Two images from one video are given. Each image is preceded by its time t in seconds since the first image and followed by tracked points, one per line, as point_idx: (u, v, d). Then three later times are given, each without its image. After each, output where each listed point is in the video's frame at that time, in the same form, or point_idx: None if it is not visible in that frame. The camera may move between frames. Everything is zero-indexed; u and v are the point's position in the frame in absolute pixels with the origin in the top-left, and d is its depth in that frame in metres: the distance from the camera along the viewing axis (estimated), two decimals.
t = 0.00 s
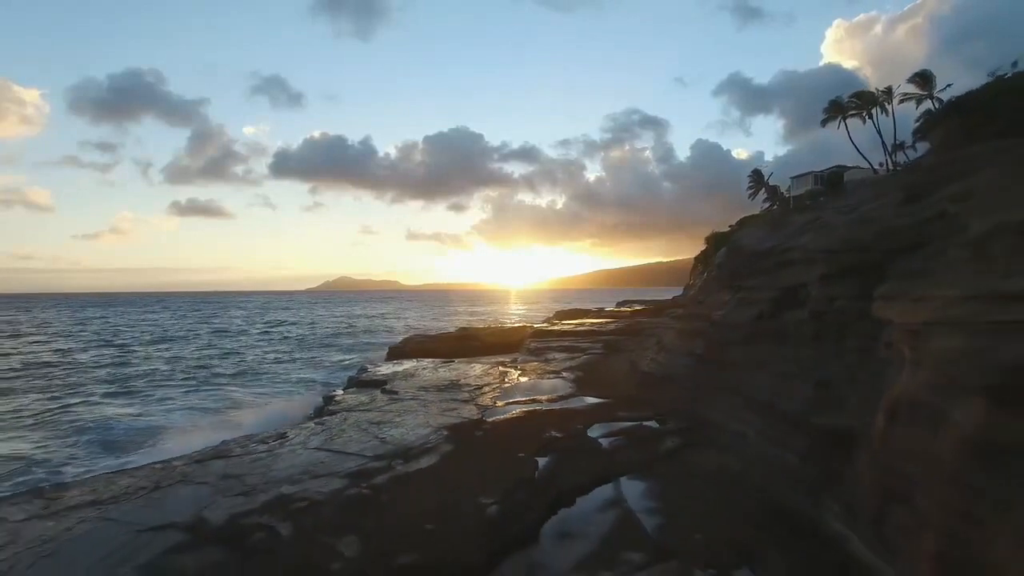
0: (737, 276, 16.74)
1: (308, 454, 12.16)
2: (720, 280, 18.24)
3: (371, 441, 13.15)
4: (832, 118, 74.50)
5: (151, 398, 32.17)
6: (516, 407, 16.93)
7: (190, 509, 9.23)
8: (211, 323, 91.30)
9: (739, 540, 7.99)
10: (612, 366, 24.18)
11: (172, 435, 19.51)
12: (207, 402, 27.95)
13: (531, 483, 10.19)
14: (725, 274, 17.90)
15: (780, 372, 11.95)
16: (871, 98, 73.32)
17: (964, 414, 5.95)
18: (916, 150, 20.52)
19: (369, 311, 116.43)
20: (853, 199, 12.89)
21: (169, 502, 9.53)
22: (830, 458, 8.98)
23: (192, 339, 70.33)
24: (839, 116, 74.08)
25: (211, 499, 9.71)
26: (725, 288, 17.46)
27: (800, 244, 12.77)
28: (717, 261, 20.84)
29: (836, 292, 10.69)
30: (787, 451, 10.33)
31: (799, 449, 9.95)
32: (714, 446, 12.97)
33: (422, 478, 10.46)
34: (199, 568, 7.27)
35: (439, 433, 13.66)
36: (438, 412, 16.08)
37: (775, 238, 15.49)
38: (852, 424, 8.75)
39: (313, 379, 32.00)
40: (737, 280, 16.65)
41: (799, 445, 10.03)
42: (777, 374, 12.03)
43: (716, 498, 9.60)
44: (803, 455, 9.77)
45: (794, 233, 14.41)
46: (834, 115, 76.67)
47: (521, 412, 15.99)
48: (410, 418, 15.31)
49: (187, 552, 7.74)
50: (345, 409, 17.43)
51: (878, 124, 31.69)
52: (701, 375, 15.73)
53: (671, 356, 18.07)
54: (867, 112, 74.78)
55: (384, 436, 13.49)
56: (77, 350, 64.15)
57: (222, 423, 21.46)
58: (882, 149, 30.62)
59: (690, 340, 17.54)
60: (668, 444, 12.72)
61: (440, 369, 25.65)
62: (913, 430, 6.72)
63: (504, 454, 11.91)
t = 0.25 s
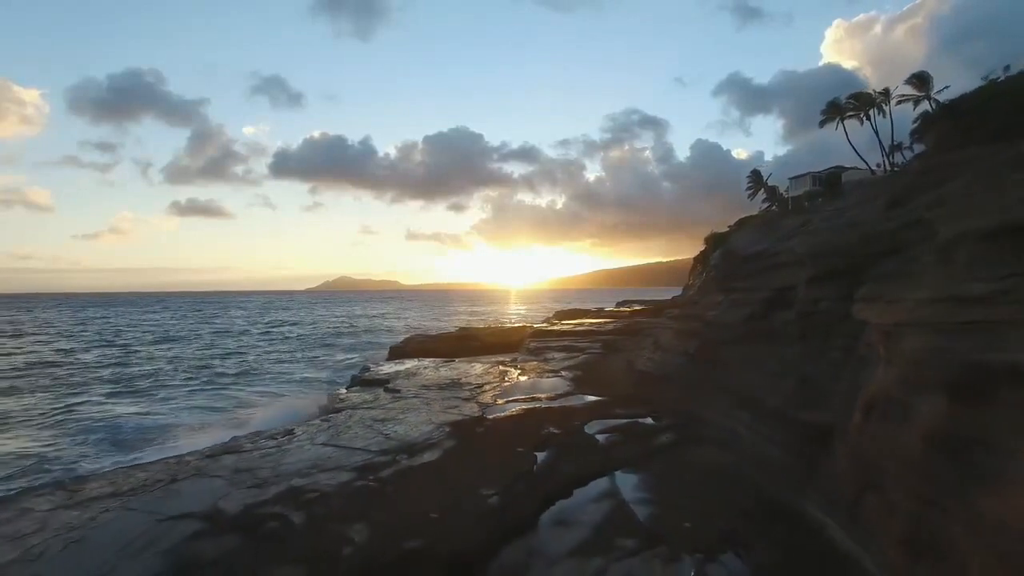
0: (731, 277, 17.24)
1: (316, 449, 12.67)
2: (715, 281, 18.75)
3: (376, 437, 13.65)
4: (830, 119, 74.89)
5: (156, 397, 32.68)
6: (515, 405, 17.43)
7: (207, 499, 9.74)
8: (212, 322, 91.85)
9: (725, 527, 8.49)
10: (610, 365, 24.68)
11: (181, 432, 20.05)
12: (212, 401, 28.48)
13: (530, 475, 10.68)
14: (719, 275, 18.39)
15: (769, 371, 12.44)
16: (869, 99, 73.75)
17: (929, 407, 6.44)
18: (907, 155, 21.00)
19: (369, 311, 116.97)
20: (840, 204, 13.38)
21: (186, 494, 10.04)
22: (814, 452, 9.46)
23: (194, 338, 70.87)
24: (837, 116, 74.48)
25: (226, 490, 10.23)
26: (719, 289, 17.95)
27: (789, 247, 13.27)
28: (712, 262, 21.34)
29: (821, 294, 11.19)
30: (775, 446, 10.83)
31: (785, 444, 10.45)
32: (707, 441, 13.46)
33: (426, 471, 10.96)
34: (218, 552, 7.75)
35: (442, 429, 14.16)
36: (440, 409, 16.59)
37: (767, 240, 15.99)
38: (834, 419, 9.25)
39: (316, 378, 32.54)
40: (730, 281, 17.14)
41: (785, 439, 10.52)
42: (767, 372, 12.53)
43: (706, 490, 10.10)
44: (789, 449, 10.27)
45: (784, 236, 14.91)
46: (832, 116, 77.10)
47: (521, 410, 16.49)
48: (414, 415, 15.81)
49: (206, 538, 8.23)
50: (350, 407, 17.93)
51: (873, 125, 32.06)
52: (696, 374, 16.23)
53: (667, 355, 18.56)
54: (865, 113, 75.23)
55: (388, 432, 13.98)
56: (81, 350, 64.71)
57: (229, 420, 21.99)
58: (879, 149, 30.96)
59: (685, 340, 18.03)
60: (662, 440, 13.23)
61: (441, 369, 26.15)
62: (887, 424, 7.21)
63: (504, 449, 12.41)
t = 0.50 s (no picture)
0: (725, 278, 17.72)
1: (323, 445, 13.20)
2: (710, 282, 19.25)
3: (381, 433, 14.17)
4: (829, 120, 75.51)
5: (162, 397, 33.21)
6: (515, 403, 17.93)
7: (222, 491, 10.27)
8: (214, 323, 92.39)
9: (712, 517, 8.97)
10: (609, 364, 25.19)
11: (189, 431, 20.56)
12: (218, 400, 29.04)
13: (529, 469, 11.17)
14: (714, 277, 18.86)
15: (759, 370, 12.92)
16: (867, 100, 74.29)
17: (899, 402, 6.89)
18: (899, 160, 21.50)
19: (370, 311, 117.54)
20: (829, 208, 13.84)
21: (202, 486, 10.57)
22: (800, 447, 9.90)
23: (197, 339, 71.46)
24: (835, 117, 74.95)
25: (239, 482, 10.76)
26: (714, 290, 18.45)
27: (779, 250, 13.76)
28: (708, 263, 21.82)
29: (808, 295, 11.68)
30: (764, 441, 11.30)
31: (774, 439, 10.93)
32: (701, 438, 13.94)
33: (430, 464, 11.47)
34: (235, 540, 8.24)
35: (444, 425, 14.68)
36: (442, 407, 17.09)
37: (759, 243, 16.45)
38: (817, 415, 9.73)
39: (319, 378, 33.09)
40: (724, 282, 17.62)
41: (774, 435, 11.00)
42: (757, 370, 13.01)
43: (697, 482, 10.58)
44: (777, 444, 10.75)
45: (776, 240, 15.39)
46: (830, 117, 77.72)
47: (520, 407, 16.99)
48: (416, 413, 16.32)
49: (222, 527, 8.73)
50: (354, 405, 18.45)
51: (869, 126, 32.50)
52: (691, 373, 16.72)
53: (663, 355, 19.06)
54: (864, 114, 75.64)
55: (392, 429, 14.48)
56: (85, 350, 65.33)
57: (236, 419, 22.55)
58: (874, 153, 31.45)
59: (680, 340, 18.51)
60: (657, 437, 13.70)
61: (443, 368, 26.66)
62: (864, 419, 7.65)
63: (504, 444, 12.91)
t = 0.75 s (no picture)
0: (719, 280, 18.19)
1: (329, 441, 13.69)
2: (705, 284, 19.73)
3: (385, 430, 14.66)
4: (826, 121, 76.08)
5: (167, 397, 33.69)
6: (514, 401, 18.42)
7: (234, 484, 10.77)
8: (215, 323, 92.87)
9: (701, 509, 9.43)
10: (606, 364, 25.69)
11: (196, 429, 21.04)
12: (222, 400, 29.53)
13: (527, 464, 11.66)
14: (709, 278, 19.33)
15: (749, 369, 13.40)
16: (864, 102, 74.83)
17: (874, 398, 7.33)
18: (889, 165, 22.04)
19: (371, 311, 118.09)
20: (817, 213, 14.32)
21: (215, 479, 11.07)
22: (787, 443, 10.33)
23: (199, 338, 71.93)
24: (833, 119, 75.49)
25: (251, 476, 11.26)
26: (708, 291, 18.93)
27: (770, 254, 14.23)
28: (704, 265, 22.29)
29: (796, 297, 12.16)
30: (753, 438, 11.76)
31: (762, 435, 11.39)
32: (694, 435, 14.40)
33: (432, 459, 11.96)
34: (250, 529, 8.74)
35: (445, 423, 15.17)
36: (443, 405, 17.57)
37: (752, 246, 16.93)
38: (802, 412, 10.19)
39: (322, 377, 33.58)
40: (718, 284, 18.08)
41: (762, 432, 11.46)
42: (748, 370, 13.48)
43: (688, 477, 11.04)
44: (765, 440, 11.21)
45: (768, 243, 15.86)
46: (828, 118, 78.28)
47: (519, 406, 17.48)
48: (419, 411, 16.80)
49: (237, 517, 9.22)
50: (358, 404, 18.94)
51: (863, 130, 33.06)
52: (686, 372, 17.20)
53: (659, 355, 19.54)
54: (861, 115, 76.15)
55: (395, 426, 14.98)
56: (87, 349, 65.79)
57: (242, 418, 23.05)
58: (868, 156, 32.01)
59: (675, 340, 18.99)
60: (652, 433, 14.16)
61: (444, 368, 27.16)
62: (844, 415, 8.09)
63: (504, 441, 13.40)
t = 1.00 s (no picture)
0: (713, 281, 18.67)
1: (335, 437, 14.17)
2: (700, 285, 20.21)
3: (389, 427, 15.15)
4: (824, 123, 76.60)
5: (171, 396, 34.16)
6: (514, 399, 18.89)
7: (246, 477, 11.24)
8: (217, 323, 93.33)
9: (691, 501, 9.91)
10: (605, 364, 26.17)
11: (203, 428, 21.51)
12: (227, 399, 30.00)
13: (527, 459, 12.15)
14: (704, 280, 19.80)
15: (740, 367, 13.88)
16: (862, 104, 75.32)
17: (852, 396, 7.80)
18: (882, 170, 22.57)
19: (371, 310, 118.56)
20: (808, 217, 14.80)
21: (227, 473, 11.55)
22: (774, 439, 10.80)
23: (201, 338, 72.39)
24: (831, 120, 75.98)
25: (261, 470, 11.75)
26: (703, 292, 19.40)
27: (761, 256, 14.69)
28: (699, 266, 22.77)
29: (785, 299, 12.62)
30: (744, 434, 12.21)
31: (752, 432, 11.85)
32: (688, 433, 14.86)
33: (435, 454, 12.44)
34: (263, 518, 9.22)
35: (447, 420, 15.64)
36: (445, 403, 18.05)
37: (746, 248, 17.40)
38: (789, 409, 10.65)
39: (325, 377, 34.05)
40: (713, 285, 18.56)
41: (752, 429, 11.92)
42: (740, 369, 13.94)
43: (681, 472, 11.50)
44: (755, 436, 11.67)
45: (760, 245, 16.34)
46: (825, 120, 78.77)
47: (519, 404, 17.95)
48: (421, 409, 17.28)
49: (250, 508, 9.70)
50: (361, 402, 19.41)
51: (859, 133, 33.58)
52: (681, 371, 17.67)
53: (656, 354, 20.01)
54: (859, 117, 76.63)
55: (399, 423, 15.47)
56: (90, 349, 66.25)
57: (247, 416, 23.52)
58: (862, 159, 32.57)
59: (671, 340, 19.46)
60: (647, 431, 14.63)
61: (445, 367, 27.65)
62: (826, 412, 8.55)
63: (504, 437, 13.87)
